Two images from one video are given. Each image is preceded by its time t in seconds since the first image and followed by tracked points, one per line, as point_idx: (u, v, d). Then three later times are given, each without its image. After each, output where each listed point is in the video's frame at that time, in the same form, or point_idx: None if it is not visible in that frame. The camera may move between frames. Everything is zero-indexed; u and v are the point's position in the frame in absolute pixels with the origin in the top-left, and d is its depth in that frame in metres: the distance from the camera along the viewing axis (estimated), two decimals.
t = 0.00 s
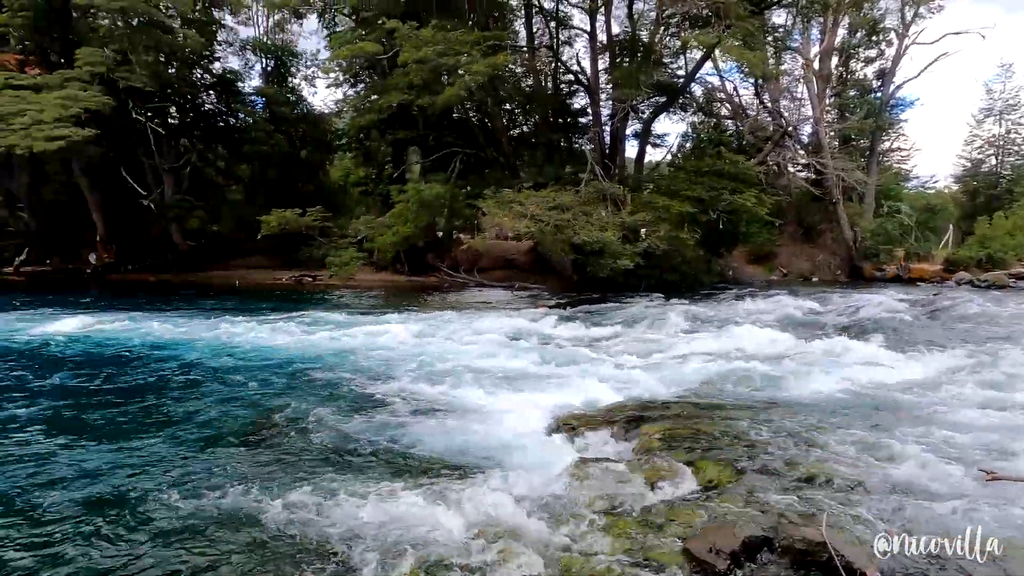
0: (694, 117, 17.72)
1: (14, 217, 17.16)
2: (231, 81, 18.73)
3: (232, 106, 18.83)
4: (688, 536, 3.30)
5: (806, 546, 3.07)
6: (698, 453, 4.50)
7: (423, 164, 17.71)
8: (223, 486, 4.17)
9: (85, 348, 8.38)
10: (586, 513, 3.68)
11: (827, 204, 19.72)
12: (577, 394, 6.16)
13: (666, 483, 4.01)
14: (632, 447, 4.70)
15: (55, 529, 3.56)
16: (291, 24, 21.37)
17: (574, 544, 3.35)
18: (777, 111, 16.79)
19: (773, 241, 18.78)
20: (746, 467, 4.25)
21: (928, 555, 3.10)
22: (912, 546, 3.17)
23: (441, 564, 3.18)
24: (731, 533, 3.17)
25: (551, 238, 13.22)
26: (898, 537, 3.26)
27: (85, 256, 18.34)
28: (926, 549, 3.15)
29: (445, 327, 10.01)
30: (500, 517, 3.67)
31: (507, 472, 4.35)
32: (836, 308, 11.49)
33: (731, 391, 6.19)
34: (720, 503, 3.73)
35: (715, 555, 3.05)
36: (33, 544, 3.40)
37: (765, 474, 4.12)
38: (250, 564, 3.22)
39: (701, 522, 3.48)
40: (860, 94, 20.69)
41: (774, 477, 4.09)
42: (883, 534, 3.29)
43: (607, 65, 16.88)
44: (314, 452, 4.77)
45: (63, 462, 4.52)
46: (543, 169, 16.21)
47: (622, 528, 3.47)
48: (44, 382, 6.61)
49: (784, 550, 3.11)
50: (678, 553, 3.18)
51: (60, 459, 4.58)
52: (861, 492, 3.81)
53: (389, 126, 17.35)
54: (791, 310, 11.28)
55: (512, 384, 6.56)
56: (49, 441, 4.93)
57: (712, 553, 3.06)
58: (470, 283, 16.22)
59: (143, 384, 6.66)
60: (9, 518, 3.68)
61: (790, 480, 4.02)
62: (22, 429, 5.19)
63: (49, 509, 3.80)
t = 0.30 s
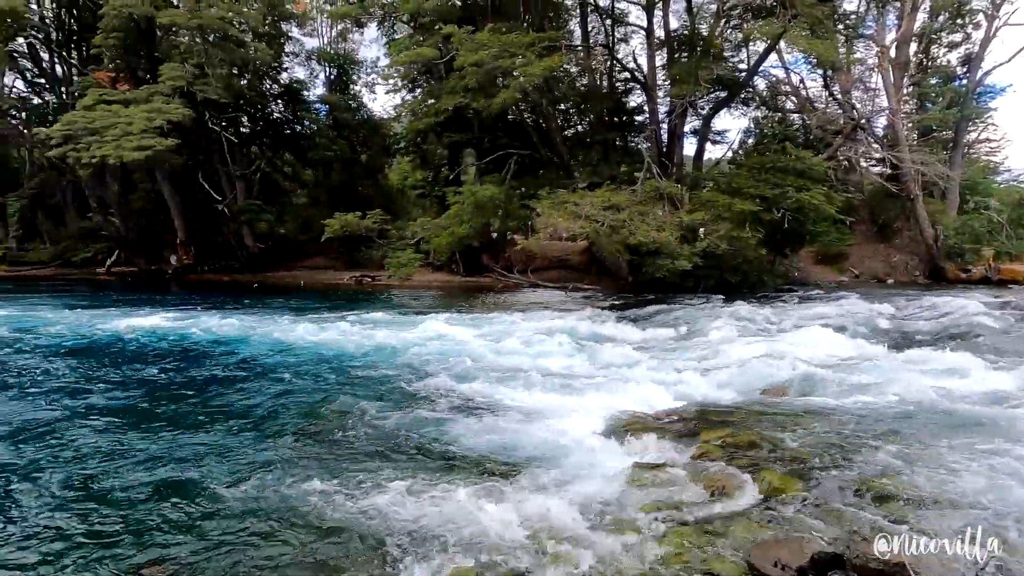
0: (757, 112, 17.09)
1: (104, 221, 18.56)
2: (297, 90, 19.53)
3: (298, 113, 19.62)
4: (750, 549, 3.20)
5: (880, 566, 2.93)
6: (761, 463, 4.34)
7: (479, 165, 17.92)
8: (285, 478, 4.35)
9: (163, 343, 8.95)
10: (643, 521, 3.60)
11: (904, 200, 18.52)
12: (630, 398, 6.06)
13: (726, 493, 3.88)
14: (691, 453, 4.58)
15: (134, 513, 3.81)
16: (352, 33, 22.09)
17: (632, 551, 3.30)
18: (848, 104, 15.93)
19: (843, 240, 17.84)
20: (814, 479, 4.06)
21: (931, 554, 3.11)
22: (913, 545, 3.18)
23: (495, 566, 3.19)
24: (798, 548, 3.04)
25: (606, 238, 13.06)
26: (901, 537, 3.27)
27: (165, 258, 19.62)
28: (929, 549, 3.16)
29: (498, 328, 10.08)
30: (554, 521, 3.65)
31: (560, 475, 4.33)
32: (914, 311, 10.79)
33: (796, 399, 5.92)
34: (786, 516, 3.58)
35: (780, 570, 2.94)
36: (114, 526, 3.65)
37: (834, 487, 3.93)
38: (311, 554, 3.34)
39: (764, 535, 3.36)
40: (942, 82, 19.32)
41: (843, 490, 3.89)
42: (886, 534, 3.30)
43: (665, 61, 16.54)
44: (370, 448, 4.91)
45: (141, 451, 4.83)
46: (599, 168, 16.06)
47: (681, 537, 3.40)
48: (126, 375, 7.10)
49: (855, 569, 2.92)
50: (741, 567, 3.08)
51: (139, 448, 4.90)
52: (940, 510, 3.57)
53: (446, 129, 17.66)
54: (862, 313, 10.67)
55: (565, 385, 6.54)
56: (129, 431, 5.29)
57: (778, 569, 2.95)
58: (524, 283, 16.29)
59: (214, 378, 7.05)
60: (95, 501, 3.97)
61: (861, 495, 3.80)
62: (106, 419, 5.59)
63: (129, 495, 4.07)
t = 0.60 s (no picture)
0: (818, 106, 16.36)
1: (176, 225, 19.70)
2: (352, 98, 20.17)
3: (353, 120, 20.30)
4: (810, 563, 3.06)
5: None
6: (824, 474, 4.14)
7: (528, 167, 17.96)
8: (340, 474, 4.50)
9: (226, 341, 9.41)
10: (698, 531, 3.50)
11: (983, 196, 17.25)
12: (681, 402, 5.93)
13: (788, 506, 3.71)
14: (749, 462, 4.42)
15: (200, 502, 4.02)
16: (405, 40, 22.60)
17: (684, 559, 3.23)
18: (920, 94, 14.99)
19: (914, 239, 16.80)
20: (882, 493, 3.84)
21: (929, 553, 3.12)
22: (913, 546, 3.19)
23: (546, 568, 3.17)
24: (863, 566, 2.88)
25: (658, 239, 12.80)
26: (900, 538, 3.29)
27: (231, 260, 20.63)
28: (928, 549, 3.16)
29: (545, 329, 10.06)
30: (607, 527, 3.60)
31: (612, 479, 4.28)
32: (994, 316, 10.04)
33: (861, 407, 5.63)
34: (850, 530, 3.40)
35: None
36: (182, 514, 3.86)
37: (904, 503, 3.70)
38: (366, 549, 3.43)
39: (825, 549, 3.21)
40: None
41: (913, 505, 3.66)
42: (885, 535, 3.32)
43: (719, 56, 16.10)
44: (421, 447, 4.99)
45: (205, 443, 5.09)
46: (650, 168, 15.78)
47: (736, 547, 3.29)
48: (192, 371, 7.50)
49: None
50: None
51: (203, 440, 5.16)
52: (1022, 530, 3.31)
53: (495, 131, 17.81)
54: (935, 317, 10.02)
55: (612, 387, 6.49)
56: (195, 424, 5.58)
57: None
58: (573, 284, 16.21)
59: (273, 375, 7.36)
60: (165, 489, 4.21)
61: (935, 513, 3.56)
62: (174, 412, 5.93)
63: (195, 484, 4.30)
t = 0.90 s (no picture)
0: (883, 97, 15.53)
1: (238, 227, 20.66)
2: (402, 101, 20.63)
3: (402, 123, 20.80)
4: None
5: None
6: (887, 484, 3.93)
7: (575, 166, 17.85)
8: (390, 468, 4.62)
9: (283, 337, 9.82)
10: (753, 538, 3.40)
11: None
12: (733, 405, 5.79)
13: (850, 516, 3.56)
14: (806, 469, 4.25)
15: (258, 492, 4.21)
16: (453, 43, 22.92)
17: (735, 567, 3.13)
18: (997, 82, 13.99)
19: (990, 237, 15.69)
20: (951, 505, 3.61)
21: (927, 553, 3.13)
22: (913, 546, 3.20)
23: (593, 569, 3.15)
24: None
25: (708, 239, 12.45)
26: (900, 537, 3.30)
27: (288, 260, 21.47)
28: (926, 548, 3.17)
29: (591, 329, 9.99)
30: (657, 531, 3.55)
31: (661, 483, 4.22)
32: None
33: (929, 416, 5.30)
34: (916, 544, 3.22)
35: None
36: (242, 502, 4.05)
37: (977, 517, 3.47)
38: (415, 542, 3.51)
39: (888, 563, 3.05)
40: None
41: (988, 521, 3.42)
42: (884, 534, 3.34)
43: (775, 48, 15.56)
44: (468, 445, 5.07)
45: (263, 435, 5.33)
46: (700, 165, 15.36)
47: (791, 557, 3.17)
48: (252, 366, 7.87)
49: None
50: None
51: (261, 433, 5.41)
52: None
53: (542, 131, 17.80)
54: (1014, 321, 9.33)
55: (658, 389, 6.40)
56: (254, 416, 5.85)
57: None
58: (620, 285, 16.00)
59: (325, 371, 7.64)
60: (226, 478, 4.43)
61: (1012, 531, 3.32)
62: (234, 404, 6.25)
63: (254, 475, 4.50)
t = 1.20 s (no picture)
0: (954, 86, 14.59)
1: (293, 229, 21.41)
2: (448, 104, 20.88)
3: (448, 125, 21.05)
4: None
5: None
6: (959, 498, 3.67)
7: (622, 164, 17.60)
8: (433, 466, 4.67)
9: (332, 335, 10.12)
10: (807, 550, 3.24)
11: None
12: (785, 411, 5.57)
13: (917, 530, 3.33)
14: (869, 480, 4.02)
15: (306, 487, 4.33)
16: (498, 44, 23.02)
17: None
18: None
19: None
20: None
21: (925, 555, 3.12)
22: (912, 547, 3.19)
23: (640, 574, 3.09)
24: None
25: (761, 237, 12.00)
26: (900, 538, 3.29)
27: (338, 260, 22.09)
28: (925, 550, 3.17)
29: (636, 329, 9.83)
30: (705, 538, 3.44)
31: (710, 489, 4.10)
32: None
33: (1008, 427, 4.93)
34: (993, 563, 2.98)
35: None
36: (291, 497, 4.18)
37: None
38: (461, 539, 3.54)
39: None
40: None
41: None
42: (884, 535, 3.33)
43: (833, 38, 14.90)
44: (510, 444, 5.08)
45: (311, 431, 5.49)
46: (752, 161, 14.84)
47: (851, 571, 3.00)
48: (303, 363, 8.14)
49: None
50: None
51: (310, 428, 5.57)
52: None
53: (589, 130, 17.67)
54: None
55: (706, 392, 6.24)
56: (304, 412, 6.05)
57: None
58: (668, 285, 15.70)
59: (375, 368, 7.85)
60: (282, 471, 4.62)
61: None
62: (288, 399, 6.50)
63: (303, 470, 4.64)
